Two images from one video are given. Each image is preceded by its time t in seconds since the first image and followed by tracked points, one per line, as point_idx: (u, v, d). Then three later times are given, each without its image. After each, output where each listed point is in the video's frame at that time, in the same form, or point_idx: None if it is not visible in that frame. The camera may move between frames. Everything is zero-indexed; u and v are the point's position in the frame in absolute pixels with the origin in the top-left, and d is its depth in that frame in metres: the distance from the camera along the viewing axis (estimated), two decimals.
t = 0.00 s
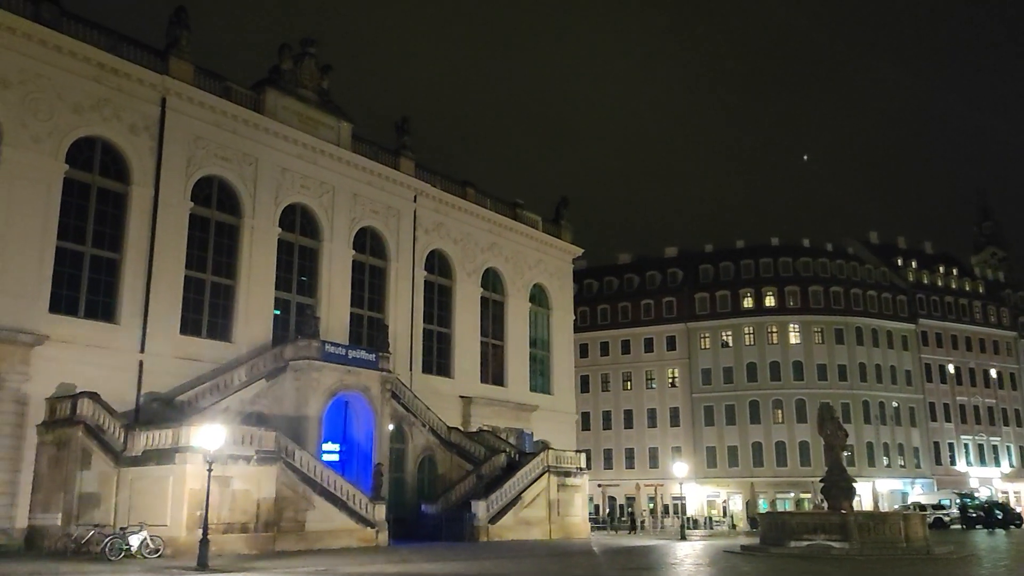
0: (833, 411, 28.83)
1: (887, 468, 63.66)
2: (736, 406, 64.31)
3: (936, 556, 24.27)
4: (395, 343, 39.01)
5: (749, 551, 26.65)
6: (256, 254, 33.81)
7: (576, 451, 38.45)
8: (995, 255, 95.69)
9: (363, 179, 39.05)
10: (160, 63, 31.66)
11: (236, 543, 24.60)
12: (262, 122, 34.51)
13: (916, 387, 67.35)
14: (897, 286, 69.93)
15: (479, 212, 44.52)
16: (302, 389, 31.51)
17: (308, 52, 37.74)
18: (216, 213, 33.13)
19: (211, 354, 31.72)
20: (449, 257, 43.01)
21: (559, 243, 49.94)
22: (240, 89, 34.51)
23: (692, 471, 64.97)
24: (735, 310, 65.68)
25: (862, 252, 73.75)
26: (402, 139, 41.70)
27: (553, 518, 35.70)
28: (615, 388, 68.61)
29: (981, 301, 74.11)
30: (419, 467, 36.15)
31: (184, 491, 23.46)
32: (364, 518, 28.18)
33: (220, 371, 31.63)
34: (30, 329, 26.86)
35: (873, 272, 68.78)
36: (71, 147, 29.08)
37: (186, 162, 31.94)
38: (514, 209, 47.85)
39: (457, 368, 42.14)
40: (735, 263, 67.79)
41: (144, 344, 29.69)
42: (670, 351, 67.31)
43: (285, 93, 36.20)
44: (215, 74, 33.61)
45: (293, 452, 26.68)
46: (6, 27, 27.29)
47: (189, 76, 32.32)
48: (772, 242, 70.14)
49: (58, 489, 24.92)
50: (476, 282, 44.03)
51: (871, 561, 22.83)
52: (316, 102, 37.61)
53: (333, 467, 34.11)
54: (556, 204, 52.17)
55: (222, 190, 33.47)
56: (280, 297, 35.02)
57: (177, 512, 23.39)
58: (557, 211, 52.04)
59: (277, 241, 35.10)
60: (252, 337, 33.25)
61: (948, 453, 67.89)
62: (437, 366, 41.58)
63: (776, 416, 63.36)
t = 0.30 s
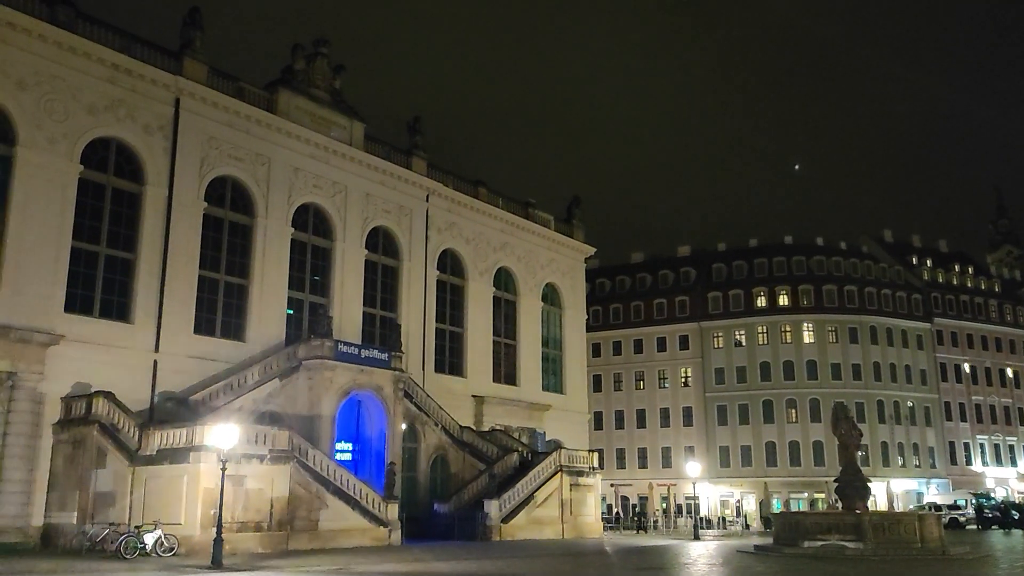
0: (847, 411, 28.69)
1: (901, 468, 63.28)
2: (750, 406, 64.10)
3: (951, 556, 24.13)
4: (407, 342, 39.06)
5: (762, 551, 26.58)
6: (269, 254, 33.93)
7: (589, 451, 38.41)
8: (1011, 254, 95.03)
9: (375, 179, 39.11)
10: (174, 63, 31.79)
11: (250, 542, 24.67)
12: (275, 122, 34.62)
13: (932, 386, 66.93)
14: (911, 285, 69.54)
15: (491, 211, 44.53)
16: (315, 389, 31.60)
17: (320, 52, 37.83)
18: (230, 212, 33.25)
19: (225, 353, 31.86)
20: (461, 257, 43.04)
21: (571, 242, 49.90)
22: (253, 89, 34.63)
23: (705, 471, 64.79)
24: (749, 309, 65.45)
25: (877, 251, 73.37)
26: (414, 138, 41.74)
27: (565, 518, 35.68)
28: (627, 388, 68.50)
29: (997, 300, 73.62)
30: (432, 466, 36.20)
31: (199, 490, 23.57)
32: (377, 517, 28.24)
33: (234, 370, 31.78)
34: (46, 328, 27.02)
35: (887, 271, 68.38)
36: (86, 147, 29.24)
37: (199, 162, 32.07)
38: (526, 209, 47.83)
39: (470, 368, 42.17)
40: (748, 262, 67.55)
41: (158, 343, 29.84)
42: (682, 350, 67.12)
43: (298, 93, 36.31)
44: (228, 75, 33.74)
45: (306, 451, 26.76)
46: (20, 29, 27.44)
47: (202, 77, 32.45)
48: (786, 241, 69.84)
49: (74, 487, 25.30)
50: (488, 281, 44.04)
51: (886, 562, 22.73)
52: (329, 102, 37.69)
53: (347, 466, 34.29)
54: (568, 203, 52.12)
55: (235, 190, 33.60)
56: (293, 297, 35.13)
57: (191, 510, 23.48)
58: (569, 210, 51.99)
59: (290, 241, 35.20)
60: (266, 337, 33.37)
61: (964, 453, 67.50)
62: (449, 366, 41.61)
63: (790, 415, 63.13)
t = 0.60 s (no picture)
0: (860, 411, 28.56)
1: (915, 469, 62.93)
2: (761, 406, 63.91)
3: (966, 557, 23.99)
4: (418, 343, 39.10)
5: (774, 552, 26.48)
6: (280, 254, 34.04)
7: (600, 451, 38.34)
8: None
9: (386, 180, 39.16)
10: (185, 65, 31.91)
11: (262, 542, 24.72)
12: (286, 122, 34.70)
13: (945, 386, 66.55)
14: (924, 284, 69.19)
15: (502, 211, 44.54)
16: (326, 388, 31.68)
17: (330, 52, 37.90)
18: (241, 213, 33.35)
19: (237, 353, 31.96)
20: (472, 257, 43.05)
21: (582, 242, 49.85)
22: (264, 90, 34.73)
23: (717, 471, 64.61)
24: (760, 309, 65.26)
25: (889, 250, 73.04)
26: (425, 138, 41.78)
27: (576, 518, 35.65)
28: (638, 388, 68.38)
29: (1011, 299, 73.20)
30: (443, 466, 36.23)
31: (211, 489, 23.65)
32: (388, 517, 28.27)
33: (245, 370, 31.89)
34: (59, 329, 27.15)
35: (900, 271, 68.03)
36: (98, 149, 29.38)
37: (211, 163, 32.19)
38: (536, 208, 47.80)
39: (480, 368, 42.18)
40: (760, 262, 67.35)
41: (170, 343, 29.96)
42: (694, 350, 66.94)
43: (308, 94, 36.41)
44: (239, 76, 33.84)
45: (317, 451, 26.83)
46: (33, 31, 27.59)
47: (213, 78, 32.55)
48: (798, 241, 69.58)
49: (87, 487, 25.35)
50: (499, 281, 44.04)
51: (899, 563, 22.62)
52: (339, 102, 37.76)
53: (357, 465, 34.25)
54: (578, 203, 52.05)
55: (247, 190, 33.70)
56: (304, 297, 35.21)
57: (203, 510, 23.56)
58: (580, 209, 51.92)
59: (301, 241, 35.27)
60: (277, 337, 33.46)
61: (978, 453, 67.12)
62: (460, 366, 41.62)
63: (802, 416, 62.90)
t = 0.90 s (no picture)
0: (871, 410, 28.45)
1: (926, 468, 62.65)
2: (771, 405, 63.76)
3: (978, 558, 23.87)
4: (427, 342, 39.14)
5: (785, 552, 26.39)
6: (290, 254, 34.12)
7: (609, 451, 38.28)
8: None
9: (395, 180, 39.22)
10: (195, 65, 32.01)
11: (272, 541, 24.78)
12: (295, 123, 34.78)
13: (956, 385, 66.24)
14: (935, 283, 68.90)
15: (511, 210, 44.54)
16: (336, 388, 31.75)
17: (339, 53, 37.99)
18: (251, 213, 33.44)
19: (246, 353, 32.05)
20: (481, 257, 43.07)
21: (591, 241, 49.82)
22: (273, 90, 34.82)
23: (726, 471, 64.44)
24: (770, 308, 65.09)
25: (899, 249, 72.76)
26: (433, 138, 41.81)
27: (586, 517, 35.63)
28: (647, 388, 68.27)
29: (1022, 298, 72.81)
30: (452, 466, 36.27)
31: (221, 489, 23.73)
32: (398, 517, 28.30)
33: (256, 369, 31.99)
34: (70, 329, 27.28)
35: (911, 270, 67.73)
36: (109, 150, 29.52)
37: (221, 163, 32.30)
38: (545, 208, 47.77)
39: (489, 367, 42.19)
40: (770, 261, 67.16)
41: (180, 343, 30.07)
42: (703, 349, 66.80)
43: (318, 94, 36.48)
44: (248, 76, 33.95)
45: (327, 451, 26.89)
46: (45, 32, 27.74)
47: (223, 78, 32.65)
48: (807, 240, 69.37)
49: (99, 485, 25.57)
50: (507, 280, 44.04)
51: (910, 563, 22.54)
52: (348, 102, 37.82)
53: (366, 465, 34.28)
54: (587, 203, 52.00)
55: (256, 191, 33.80)
56: (314, 297, 35.27)
57: (213, 509, 23.65)
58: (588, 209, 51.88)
59: (310, 241, 35.35)
60: (287, 336, 33.55)
61: (989, 453, 66.84)
62: (469, 365, 41.65)
63: (812, 415, 62.71)
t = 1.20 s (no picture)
0: (882, 408, 28.34)
1: (937, 466, 62.36)
2: (782, 403, 63.59)
3: (991, 556, 23.77)
4: (437, 341, 39.16)
5: (795, 550, 26.29)
6: (300, 253, 34.19)
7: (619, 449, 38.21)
8: None
9: (405, 178, 39.24)
10: (205, 65, 32.09)
11: (283, 539, 24.86)
12: (304, 122, 34.82)
13: (968, 383, 65.94)
14: (947, 280, 68.58)
15: (520, 209, 44.52)
16: (346, 387, 31.80)
17: (349, 52, 38.02)
18: (261, 212, 33.52)
19: (256, 352, 32.13)
20: (490, 255, 43.06)
21: (600, 239, 49.75)
22: (283, 89, 34.88)
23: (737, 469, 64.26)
24: (781, 306, 64.89)
25: (910, 246, 72.45)
26: (442, 137, 41.81)
27: (596, 516, 35.59)
28: (657, 386, 68.13)
29: None
30: (462, 464, 36.32)
31: (232, 487, 23.79)
32: (408, 515, 28.32)
33: (266, 368, 32.09)
34: (82, 328, 27.39)
35: (923, 267, 67.41)
36: (120, 149, 29.62)
37: (231, 162, 32.37)
38: (554, 206, 47.75)
39: (499, 366, 42.19)
40: (780, 258, 66.92)
41: (191, 342, 30.17)
42: (713, 347, 66.65)
43: (327, 93, 36.53)
44: (258, 76, 34.01)
45: (337, 449, 26.95)
46: (55, 32, 27.84)
47: (233, 78, 32.72)
48: (818, 237, 69.14)
49: (110, 484, 25.60)
50: (517, 278, 44.03)
51: (922, 561, 22.44)
52: (357, 101, 37.86)
53: (377, 463, 34.29)
54: (596, 201, 51.95)
55: (266, 190, 33.88)
56: (323, 295, 35.33)
57: (224, 507, 23.70)
58: (597, 207, 51.83)
59: (320, 240, 35.41)
60: (297, 335, 33.63)
61: (1002, 451, 66.54)
62: (479, 363, 41.66)
63: (822, 413, 62.51)
